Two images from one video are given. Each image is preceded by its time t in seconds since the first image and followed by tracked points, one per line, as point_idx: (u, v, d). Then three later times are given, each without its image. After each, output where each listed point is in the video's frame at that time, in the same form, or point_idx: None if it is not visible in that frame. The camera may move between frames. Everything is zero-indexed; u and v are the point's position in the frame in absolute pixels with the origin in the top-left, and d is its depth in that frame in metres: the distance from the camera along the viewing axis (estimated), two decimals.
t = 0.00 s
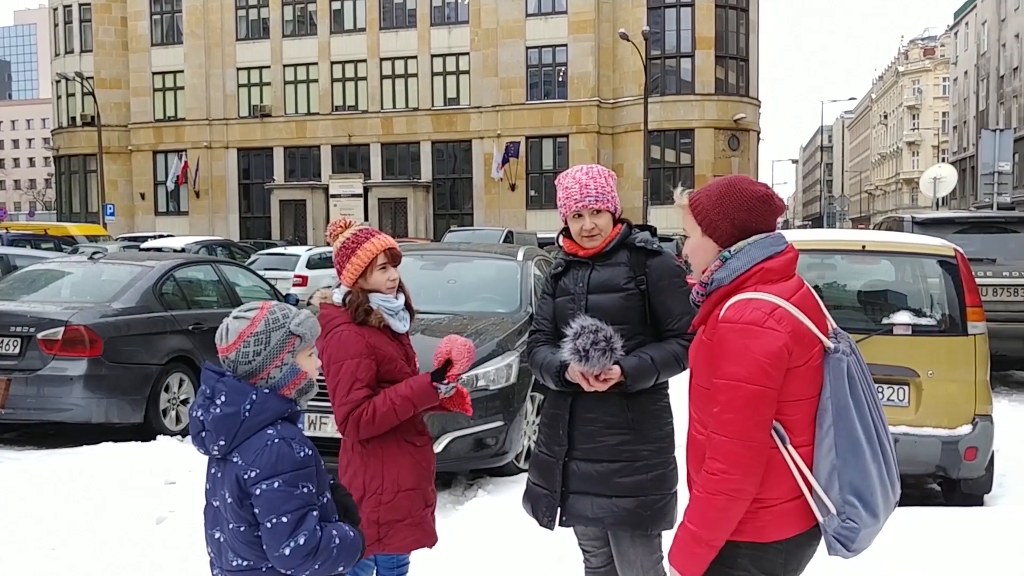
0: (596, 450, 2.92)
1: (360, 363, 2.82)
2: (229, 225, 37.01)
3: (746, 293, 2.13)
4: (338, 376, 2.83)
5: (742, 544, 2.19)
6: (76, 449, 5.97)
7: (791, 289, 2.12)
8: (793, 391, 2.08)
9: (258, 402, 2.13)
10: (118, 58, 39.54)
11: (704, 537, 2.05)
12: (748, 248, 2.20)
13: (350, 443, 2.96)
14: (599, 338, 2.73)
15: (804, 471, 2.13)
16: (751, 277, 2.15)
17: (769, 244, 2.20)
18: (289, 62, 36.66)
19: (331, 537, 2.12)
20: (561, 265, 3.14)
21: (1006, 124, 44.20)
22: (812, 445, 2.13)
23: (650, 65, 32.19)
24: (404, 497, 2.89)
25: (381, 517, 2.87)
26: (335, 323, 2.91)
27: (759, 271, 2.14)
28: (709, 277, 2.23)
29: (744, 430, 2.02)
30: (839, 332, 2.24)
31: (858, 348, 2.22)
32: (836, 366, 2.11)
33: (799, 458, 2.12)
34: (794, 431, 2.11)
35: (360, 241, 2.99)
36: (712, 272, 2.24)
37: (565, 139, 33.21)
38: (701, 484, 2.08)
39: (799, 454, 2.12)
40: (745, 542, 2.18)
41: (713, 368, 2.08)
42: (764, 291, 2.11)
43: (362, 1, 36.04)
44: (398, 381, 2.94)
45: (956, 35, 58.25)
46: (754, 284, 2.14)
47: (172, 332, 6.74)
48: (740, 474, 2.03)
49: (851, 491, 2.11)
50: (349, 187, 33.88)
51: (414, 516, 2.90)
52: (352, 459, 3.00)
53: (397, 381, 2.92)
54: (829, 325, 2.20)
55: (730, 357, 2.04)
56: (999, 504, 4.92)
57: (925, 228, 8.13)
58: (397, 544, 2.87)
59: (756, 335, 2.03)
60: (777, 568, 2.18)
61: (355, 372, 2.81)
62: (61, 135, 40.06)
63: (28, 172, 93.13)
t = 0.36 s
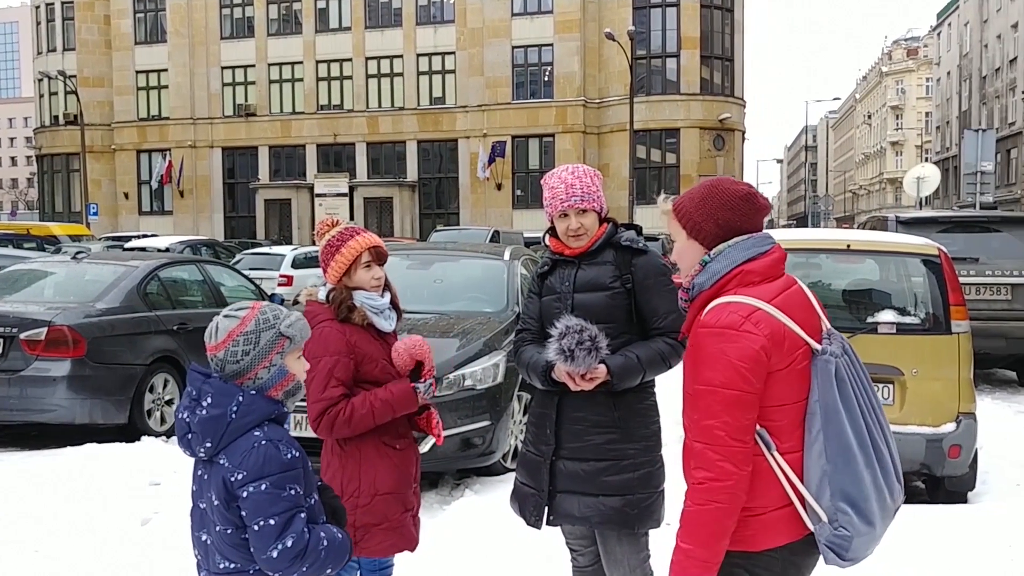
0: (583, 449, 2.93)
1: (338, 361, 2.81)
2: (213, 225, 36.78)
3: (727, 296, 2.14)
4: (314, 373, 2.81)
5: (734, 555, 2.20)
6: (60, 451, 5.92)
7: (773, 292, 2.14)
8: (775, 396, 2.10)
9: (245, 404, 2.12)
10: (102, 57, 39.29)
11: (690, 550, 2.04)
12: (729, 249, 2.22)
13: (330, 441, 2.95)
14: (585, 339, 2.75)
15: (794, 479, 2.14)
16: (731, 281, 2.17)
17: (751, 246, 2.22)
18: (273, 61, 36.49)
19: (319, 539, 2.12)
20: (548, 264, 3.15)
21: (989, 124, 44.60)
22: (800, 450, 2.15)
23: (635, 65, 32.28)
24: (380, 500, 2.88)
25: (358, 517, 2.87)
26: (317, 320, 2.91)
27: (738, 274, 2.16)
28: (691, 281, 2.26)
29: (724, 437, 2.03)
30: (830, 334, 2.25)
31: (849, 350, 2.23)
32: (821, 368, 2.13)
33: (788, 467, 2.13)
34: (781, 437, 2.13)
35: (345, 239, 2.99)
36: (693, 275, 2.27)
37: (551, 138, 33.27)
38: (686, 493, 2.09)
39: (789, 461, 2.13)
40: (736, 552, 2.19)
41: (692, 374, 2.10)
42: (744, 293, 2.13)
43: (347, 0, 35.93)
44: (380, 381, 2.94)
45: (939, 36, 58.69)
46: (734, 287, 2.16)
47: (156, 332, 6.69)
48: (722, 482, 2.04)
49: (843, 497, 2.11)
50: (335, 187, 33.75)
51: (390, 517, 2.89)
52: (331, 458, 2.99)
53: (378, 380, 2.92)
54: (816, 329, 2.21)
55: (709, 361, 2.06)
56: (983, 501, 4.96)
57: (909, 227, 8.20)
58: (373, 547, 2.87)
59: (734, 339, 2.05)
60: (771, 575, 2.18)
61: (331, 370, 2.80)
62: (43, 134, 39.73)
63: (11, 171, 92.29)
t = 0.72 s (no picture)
0: (573, 448, 2.94)
1: (322, 361, 2.81)
2: (201, 225, 36.65)
3: (734, 294, 2.16)
4: (297, 372, 2.81)
5: (738, 562, 2.21)
6: (45, 452, 5.89)
7: (782, 291, 2.15)
8: (781, 398, 2.11)
9: (231, 405, 2.11)
10: (88, 56, 39.03)
11: (686, 557, 2.05)
12: (738, 246, 2.23)
13: (314, 442, 2.95)
14: (575, 337, 2.75)
15: (800, 486, 2.13)
16: (738, 278, 2.18)
17: (761, 242, 2.23)
18: (261, 60, 36.35)
19: (306, 540, 2.10)
20: (537, 264, 3.16)
21: (975, 124, 44.94)
22: (808, 456, 2.14)
23: (624, 65, 32.33)
24: (363, 503, 2.88)
25: (342, 519, 2.87)
26: (303, 320, 2.90)
27: (747, 271, 2.17)
28: (698, 279, 2.28)
29: (723, 437, 2.05)
30: (843, 336, 2.25)
31: (863, 352, 2.22)
32: (831, 371, 2.13)
33: (793, 472, 2.13)
34: (787, 441, 2.13)
35: (331, 239, 2.99)
36: (700, 273, 2.29)
37: (539, 138, 33.27)
38: (686, 498, 2.10)
39: (794, 467, 2.13)
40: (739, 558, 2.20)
41: (695, 373, 2.12)
42: (752, 291, 2.14)
43: None
44: (366, 381, 2.93)
45: (926, 37, 59.03)
46: (742, 284, 2.17)
47: (144, 332, 6.65)
48: (723, 485, 2.05)
49: (852, 505, 2.09)
50: (323, 187, 33.66)
51: (374, 520, 2.89)
52: (315, 457, 2.99)
53: (365, 380, 2.92)
54: (828, 330, 2.21)
55: (711, 360, 2.07)
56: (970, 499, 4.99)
57: (897, 227, 8.26)
58: (356, 551, 2.87)
59: (738, 338, 2.06)
60: None
61: (313, 369, 2.79)
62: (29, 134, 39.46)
63: None
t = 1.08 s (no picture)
0: (563, 449, 2.94)
1: (313, 361, 2.80)
2: (192, 224, 36.55)
3: (737, 292, 2.17)
4: (287, 373, 2.79)
5: (733, 566, 2.22)
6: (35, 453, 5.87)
7: (786, 291, 2.15)
8: (780, 400, 2.12)
9: (217, 405, 2.10)
10: (77, 55, 38.85)
11: (681, 559, 2.05)
12: (744, 245, 2.23)
13: (304, 444, 2.94)
14: (565, 338, 2.76)
15: (798, 492, 2.14)
16: (743, 277, 2.18)
17: (768, 242, 2.23)
18: (252, 60, 36.25)
19: (292, 542, 2.09)
20: (528, 263, 3.15)
21: (964, 124, 45.17)
22: (806, 460, 2.15)
23: (615, 65, 32.37)
24: (352, 506, 2.87)
25: (331, 520, 2.86)
26: (294, 319, 2.89)
27: (751, 270, 2.18)
28: (702, 277, 2.28)
29: (721, 437, 2.05)
30: (848, 340, 2.25)
31: (868, 357, 2.21)
32: (834, 374, 2.13)
33: (791, 476, 2.13)
34: (785, 444, 2.14)
35: (323, 238, 2.98)
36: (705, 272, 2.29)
37: (531, 138, 33.28)
38: (682, 499, 2.10)
39: (792, 472, 2.13)
40: (737, 562, 2.21)
41: (694, 372, 2.12)
42: (756, 290, 2.15)
43: None
44: (357, 382, 2.92)
45: (915, 37, 59.29)
46: (747, 283, 2.17)
47: (135, 333, 6.62)
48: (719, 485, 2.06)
49: (850, 512, 2.09)
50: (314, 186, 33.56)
51: (363, 521, 2.88)
52: (305, 459, 2.97)
53: (356, 381, 2.91)
54: (833, 333, 2.21)
55: (711, 359, 2.08)
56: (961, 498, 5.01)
57: (887, 227, 8.29)
58: (344, 553, 2.86)
59: (737, 336, 2.07)
60: None
61: (305, 369, 2.78)
62: (19, 134, 39.28)
63: None
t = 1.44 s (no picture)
0: (557, 449, 2.94)
1: (309, 361, 2.79)
2: (185, 225, 36.46)
3: (734, 291, 2.17)
4: (284, 373, 2.79)
5: (723, 564, 2.24)
6: (27, 454, 5.86)
7: (782, 291, 2.16)
8: (772, 398, 2.12)
9: (206, 407, 2.09)
10: (70, 55, 38.72)
11: (669, 552, 2.05)
12: (744, 243, 2.23)
13: (300, 443, 2.94)
14: (557, 338, 2.76)
15: (788, 491, 2.14)
16: (739, 275, 2.19)
17: (766, 241, 2.23)
18: (244, 60, 36.16)
19: (281, 544, 2.08)
20: (522, 263, 3.15)
21: (957, 125, 45.31)
22: (797, 458, 2.15)
23: (608, 65, 32.40)
24: (346, 505, 2.87)
25: (325, 520, 2.86)
26: (290, 320, 2.89)
27: (748, 268, 2.18)
28: (699, 275, 2.28)
29: (712, 434, 2.05)
30: (842, 340, 2.25)
31: (861, 358, 2.22)
32: (828, 374, 2.13)
33: (780, 475, 2.14)
34: (776, 442, 2.14)
35: (319, 239, 2.97)
36: (702, 270, 2.29)
37: (524, 138, 33.28)
38: (670, 493, 2.11)
39: (781, 470, 2.14)
40: (726, 558, 2.22)
41: (687, 367, 2.12)
42: (752, 289, 2.15)
43: None
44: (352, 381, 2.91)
45: (908, 38, 59.47)
46: (743, 281, 2.18)
47: (128, 333, 6.60)
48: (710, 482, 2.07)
49: (839, 511, 2.10)
50: (307, 187, 33.40)
51: (356, 522, 2.87)
52: (301, 459, 2.98)
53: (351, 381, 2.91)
54: (827, 333, 2.22)
55: (704, 356, 2.08)
56: (952, 498, 5.03)
57: (878, 227, 8.32)
58: (337, 553, 2.86)
59: (731, 334, 2.07)
60: None
61: (302, 369, 2.78)
62: (11, 134, 39.15)
63: None
